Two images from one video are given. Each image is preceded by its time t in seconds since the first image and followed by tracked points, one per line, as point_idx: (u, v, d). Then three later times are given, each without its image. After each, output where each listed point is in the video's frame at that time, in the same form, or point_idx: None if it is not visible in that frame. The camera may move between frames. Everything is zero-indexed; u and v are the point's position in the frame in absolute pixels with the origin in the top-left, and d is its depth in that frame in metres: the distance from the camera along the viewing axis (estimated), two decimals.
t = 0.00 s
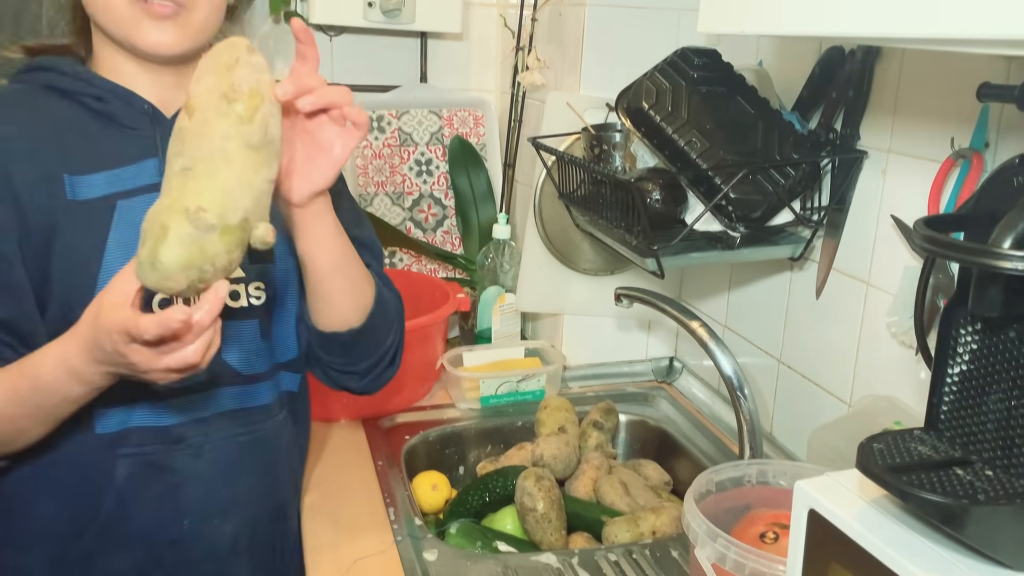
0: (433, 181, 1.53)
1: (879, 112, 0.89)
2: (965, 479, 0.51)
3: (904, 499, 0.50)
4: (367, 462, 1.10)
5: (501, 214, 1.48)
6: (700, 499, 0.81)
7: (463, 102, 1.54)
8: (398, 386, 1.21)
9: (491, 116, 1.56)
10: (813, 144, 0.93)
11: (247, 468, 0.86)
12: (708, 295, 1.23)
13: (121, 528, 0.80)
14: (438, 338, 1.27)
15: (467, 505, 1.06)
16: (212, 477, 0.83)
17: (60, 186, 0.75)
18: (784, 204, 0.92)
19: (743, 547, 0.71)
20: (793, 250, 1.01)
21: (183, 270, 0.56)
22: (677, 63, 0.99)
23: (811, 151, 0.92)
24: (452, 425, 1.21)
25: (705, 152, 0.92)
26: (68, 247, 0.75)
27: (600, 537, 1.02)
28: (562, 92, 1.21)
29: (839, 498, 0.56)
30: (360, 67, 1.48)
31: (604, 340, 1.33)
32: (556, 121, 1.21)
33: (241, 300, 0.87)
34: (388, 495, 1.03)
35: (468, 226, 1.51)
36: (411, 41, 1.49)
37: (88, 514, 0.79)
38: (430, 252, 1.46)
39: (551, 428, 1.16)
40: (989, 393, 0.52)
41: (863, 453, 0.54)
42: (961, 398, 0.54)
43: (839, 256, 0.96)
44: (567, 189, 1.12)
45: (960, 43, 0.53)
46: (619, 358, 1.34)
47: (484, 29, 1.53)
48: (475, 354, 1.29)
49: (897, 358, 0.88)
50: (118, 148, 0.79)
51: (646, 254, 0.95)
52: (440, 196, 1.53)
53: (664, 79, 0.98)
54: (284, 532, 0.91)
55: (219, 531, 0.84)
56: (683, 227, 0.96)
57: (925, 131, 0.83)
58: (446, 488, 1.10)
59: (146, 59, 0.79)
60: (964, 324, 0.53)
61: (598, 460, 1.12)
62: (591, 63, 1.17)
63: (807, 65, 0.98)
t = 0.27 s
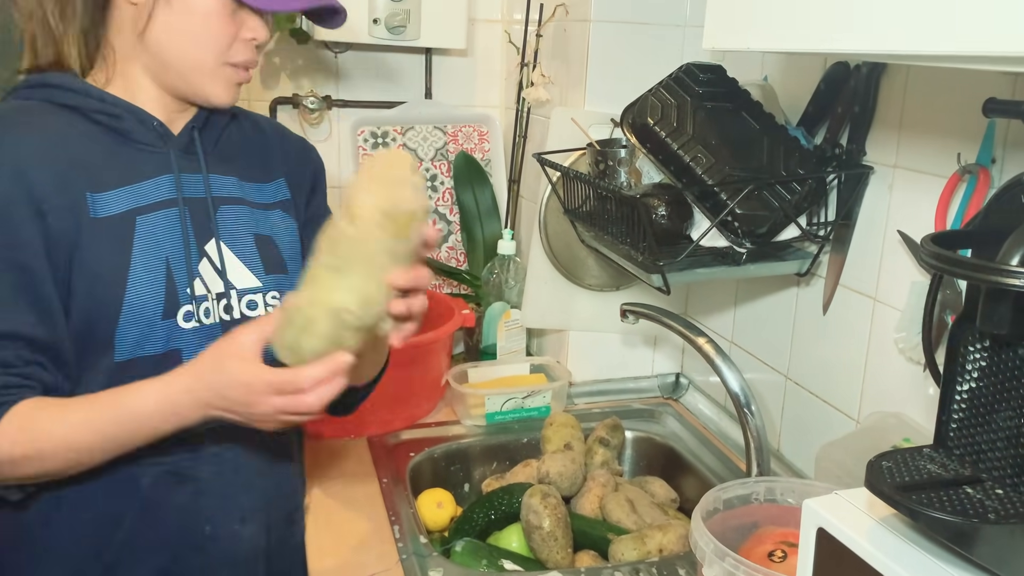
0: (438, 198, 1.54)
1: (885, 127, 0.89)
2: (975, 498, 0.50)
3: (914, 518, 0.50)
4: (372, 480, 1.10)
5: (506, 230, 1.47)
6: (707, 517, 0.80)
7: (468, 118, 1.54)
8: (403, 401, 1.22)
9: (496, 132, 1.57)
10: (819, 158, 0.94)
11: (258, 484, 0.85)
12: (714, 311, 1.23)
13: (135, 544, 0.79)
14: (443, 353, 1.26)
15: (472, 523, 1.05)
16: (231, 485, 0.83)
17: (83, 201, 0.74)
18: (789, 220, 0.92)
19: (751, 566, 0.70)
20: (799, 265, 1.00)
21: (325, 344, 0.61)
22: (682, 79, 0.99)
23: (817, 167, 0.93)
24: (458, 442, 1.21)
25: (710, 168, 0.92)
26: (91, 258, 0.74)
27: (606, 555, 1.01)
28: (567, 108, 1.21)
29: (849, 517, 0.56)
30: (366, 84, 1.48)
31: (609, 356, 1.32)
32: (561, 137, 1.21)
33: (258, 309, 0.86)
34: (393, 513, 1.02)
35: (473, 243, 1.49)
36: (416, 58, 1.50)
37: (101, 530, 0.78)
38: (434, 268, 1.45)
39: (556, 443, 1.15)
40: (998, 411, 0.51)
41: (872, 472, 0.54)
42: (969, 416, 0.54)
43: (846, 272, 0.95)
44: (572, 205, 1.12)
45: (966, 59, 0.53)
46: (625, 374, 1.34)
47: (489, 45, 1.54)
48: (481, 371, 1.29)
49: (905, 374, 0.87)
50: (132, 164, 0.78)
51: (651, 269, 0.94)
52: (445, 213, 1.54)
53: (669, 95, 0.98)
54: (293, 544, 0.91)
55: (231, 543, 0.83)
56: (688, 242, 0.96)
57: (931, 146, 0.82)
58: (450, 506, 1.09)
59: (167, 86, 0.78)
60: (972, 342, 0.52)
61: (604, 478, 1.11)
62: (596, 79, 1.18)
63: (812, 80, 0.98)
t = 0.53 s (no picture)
0: (440, 204, 1.53)
1: (885, 133, 0.89)
2: (976, 503, 0.50)
3: (915, 523, 0.50)
4: (373, 486, 1.09)
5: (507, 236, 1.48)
6: (709, 523, 0.80)
7: (470, 124, 1.55)
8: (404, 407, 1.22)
9: (497, 138, 1.56)
10: (820, 164, 0.93)
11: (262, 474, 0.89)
12: (716, 316, 1.23)
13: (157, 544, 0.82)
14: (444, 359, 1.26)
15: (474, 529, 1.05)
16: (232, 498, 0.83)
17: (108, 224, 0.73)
18: (791, 225, 0.92)
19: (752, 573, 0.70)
20: (800, 271, 1.00)
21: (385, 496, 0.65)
22: (683, 84, 0.99)
23: (818, 173, 0.92)
24: (459, 448, 1.20)
25: (711, 173, 0.93)
26: (119, 279, 0.74)
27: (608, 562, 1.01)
28: (569, 114, 1.22)
29: (851, 522, 0.55)
30: (368, 90, 1.49)
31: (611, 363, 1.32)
32: (562, 143, 1.22)
33: (265, 321, 0.88)
34: (393, 519, 1.02)
35: (474, 248, 1.51)
36: (418, 64, 1.51)
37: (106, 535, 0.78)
38: (434, 273, 1.46)
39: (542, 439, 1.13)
40: (1000, 415, 0.51)
41: (873, 477, 0.54)
42: (971, 421, 0.54)
43: (847, 277, 0.95)
44: (573, 211, 1.12)
45: (965, 63, 0.53)
46: (626, 380, 1.33)
47: (491, 51, 1.54)
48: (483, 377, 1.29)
49: (907, 380, 0.87)
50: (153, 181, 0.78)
51: (653, 274, 0.94)
52: (446, 219, 1.54)
53: (670, 100, 0.98)
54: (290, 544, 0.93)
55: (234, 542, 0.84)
56: (690, 247, 0.96)
57: (932, 151, 0.82)
58: (451, 512, 1.09)
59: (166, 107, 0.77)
60: (974, 346, 0.52)
61: (606, 484, 1.11)
62: (597, 85, 1.18)
63: (813, 85, 0.98)
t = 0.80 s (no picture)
0: (440, 203, 1.54)
1: (884, 132, 0.89)
2: (974, 501, 0.50)
3: (913, 522, 0.50)
4: (373, 484, 1.10)
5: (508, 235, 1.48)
6: (708, 521, 0.80)
7: (470, 123, 1.55)
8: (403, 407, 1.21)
9: (497, 137, 1.56)
10: (819, 163, 0.94)
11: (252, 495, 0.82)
12: (715, 315, 1.23)
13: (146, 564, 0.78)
14: (444, 358, 1.26)
15: (473, 527, 1.05)
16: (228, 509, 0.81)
17: (78, 251, 0.66)
18: (790, 225, 0.92)
19: (751, 571, 0.70)
20: (799, 270, 1.01)
21: None
22: (683, 84, 0.99)
23: (818, 172, 0.92)
24: (458, 446, 1.21)
25: (710, 172, 0.93)
26: (93, 307, 0.67)
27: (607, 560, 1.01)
28: (568, 114, 1.22)
29: (849, 520, 0.56)
30: (368, 89, 1.49)
31: (611, 362, 1.32)
32: (562, 142, 1.22)
33: (260, 348, 0.80)
34: (394, 517, 1.02)
35: (474, 247, 1.51)
36: (418, 63, 1.51)
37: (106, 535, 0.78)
38: (435, 272, 1.46)
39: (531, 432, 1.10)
40: (997, 414, 0.51)
41: (871, 475, 0.54)
42: (969, 419, 0.54)
43: (846, 277, 0.95)
44: (573, 210, 1.12)
45: (963, 63, 0.54)
46: (626, 379, 1.34)
47: (491, 51, 1.54)
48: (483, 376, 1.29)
49: (906, 379, 0.87)
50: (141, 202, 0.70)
51: (652, 273, 0.94)
52: (446, 218, 1.54)
53: (669, 100, 0.98)
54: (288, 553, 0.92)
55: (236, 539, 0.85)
56: (689, 247, 0.96)
57: (931, 151, 0.83)
58: (451, 510, 1.09)
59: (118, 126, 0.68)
60: (972, 345, 0.52)
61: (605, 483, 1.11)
62: (597, 84, 1.18)
63: (812, 84, 0.98)
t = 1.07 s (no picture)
0: (438, 198, 1.54)
1: (883, 126, 0.89)
2: (972, 494, 0.50)
3: (911, 515, 0.50)
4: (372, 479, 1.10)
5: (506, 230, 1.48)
6: (706, 516, 0.80)
7: (468, 119, 1.55)
8: (401, 402, 1.21)
9: (496, 133, 1.57)
10: (817, 159, 0.94)
11: (221, 563, 0.75)
12: (714, 310, 1.23)
13: None
14: (443, 354, 1.26)
15: (472, 522, 1.05)
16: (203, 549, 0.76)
17: None
18: (788, 220, 0.92)
19: (749, 564, 0.70)
20: (797, 265, 1.01)
21: None
22: (682, 80, 0.99)
23: (815, 167, 0.93)
24: (457, 442, 1.21)
25: (709, 167, 0.92)
26: None
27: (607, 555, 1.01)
28: (567, 109, 1.22)
29: (846, 513, 0.56)
30: (366, 85, 1.49)
31: (609, 358, 1.32)
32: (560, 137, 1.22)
33: (203, 435, 0.71)
34: (393, 513, 1.02)
35: (473, 244, 1.51)
36: (416, 58, 1.50)
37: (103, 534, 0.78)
38: (434, 268, 1.46)
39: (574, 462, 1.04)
40: (995, 408, 0.51)
41: (869, 468, 0.54)
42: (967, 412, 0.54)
43: (845, 272, 0.95)
44: (572, 205, 1.12)
45: (962, 57, 0.54)
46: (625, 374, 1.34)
47: (489, 46, 1.54)
48: (483, 370, 1.29)
49: (905, 374, 0.87)
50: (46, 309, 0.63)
51: (649, 268, 0.94)
52: (445, 213, 1.54)
53: (668, 95, 0.98)
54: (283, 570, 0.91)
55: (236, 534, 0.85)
56: (688, 242, 0.96)
57: (929, 147, 0.83)
58: (451, 505, 1.09)
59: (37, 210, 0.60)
60: (970, 338, 0.52)
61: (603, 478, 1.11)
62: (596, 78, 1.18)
63: (812, 78, 0.98)
